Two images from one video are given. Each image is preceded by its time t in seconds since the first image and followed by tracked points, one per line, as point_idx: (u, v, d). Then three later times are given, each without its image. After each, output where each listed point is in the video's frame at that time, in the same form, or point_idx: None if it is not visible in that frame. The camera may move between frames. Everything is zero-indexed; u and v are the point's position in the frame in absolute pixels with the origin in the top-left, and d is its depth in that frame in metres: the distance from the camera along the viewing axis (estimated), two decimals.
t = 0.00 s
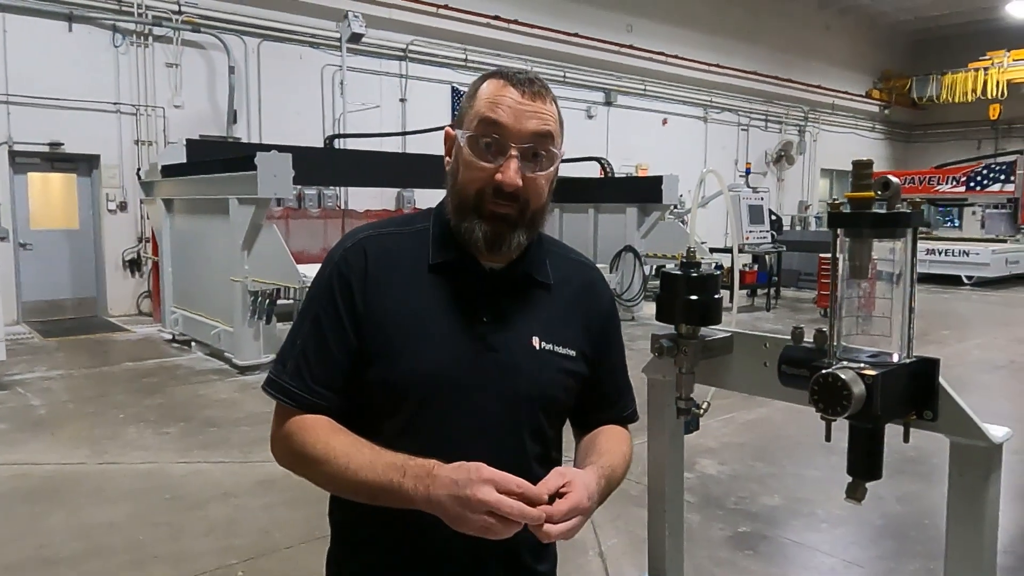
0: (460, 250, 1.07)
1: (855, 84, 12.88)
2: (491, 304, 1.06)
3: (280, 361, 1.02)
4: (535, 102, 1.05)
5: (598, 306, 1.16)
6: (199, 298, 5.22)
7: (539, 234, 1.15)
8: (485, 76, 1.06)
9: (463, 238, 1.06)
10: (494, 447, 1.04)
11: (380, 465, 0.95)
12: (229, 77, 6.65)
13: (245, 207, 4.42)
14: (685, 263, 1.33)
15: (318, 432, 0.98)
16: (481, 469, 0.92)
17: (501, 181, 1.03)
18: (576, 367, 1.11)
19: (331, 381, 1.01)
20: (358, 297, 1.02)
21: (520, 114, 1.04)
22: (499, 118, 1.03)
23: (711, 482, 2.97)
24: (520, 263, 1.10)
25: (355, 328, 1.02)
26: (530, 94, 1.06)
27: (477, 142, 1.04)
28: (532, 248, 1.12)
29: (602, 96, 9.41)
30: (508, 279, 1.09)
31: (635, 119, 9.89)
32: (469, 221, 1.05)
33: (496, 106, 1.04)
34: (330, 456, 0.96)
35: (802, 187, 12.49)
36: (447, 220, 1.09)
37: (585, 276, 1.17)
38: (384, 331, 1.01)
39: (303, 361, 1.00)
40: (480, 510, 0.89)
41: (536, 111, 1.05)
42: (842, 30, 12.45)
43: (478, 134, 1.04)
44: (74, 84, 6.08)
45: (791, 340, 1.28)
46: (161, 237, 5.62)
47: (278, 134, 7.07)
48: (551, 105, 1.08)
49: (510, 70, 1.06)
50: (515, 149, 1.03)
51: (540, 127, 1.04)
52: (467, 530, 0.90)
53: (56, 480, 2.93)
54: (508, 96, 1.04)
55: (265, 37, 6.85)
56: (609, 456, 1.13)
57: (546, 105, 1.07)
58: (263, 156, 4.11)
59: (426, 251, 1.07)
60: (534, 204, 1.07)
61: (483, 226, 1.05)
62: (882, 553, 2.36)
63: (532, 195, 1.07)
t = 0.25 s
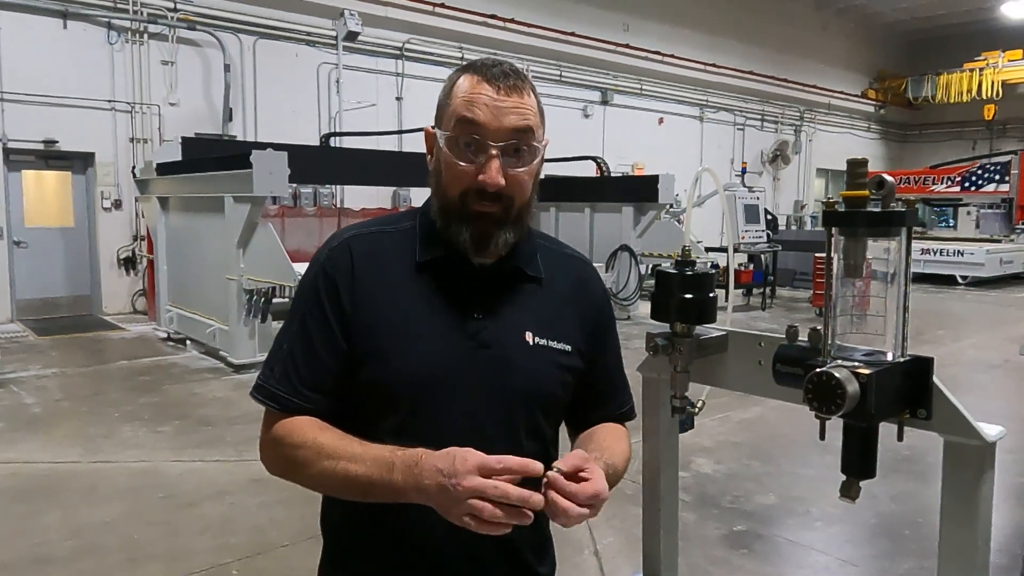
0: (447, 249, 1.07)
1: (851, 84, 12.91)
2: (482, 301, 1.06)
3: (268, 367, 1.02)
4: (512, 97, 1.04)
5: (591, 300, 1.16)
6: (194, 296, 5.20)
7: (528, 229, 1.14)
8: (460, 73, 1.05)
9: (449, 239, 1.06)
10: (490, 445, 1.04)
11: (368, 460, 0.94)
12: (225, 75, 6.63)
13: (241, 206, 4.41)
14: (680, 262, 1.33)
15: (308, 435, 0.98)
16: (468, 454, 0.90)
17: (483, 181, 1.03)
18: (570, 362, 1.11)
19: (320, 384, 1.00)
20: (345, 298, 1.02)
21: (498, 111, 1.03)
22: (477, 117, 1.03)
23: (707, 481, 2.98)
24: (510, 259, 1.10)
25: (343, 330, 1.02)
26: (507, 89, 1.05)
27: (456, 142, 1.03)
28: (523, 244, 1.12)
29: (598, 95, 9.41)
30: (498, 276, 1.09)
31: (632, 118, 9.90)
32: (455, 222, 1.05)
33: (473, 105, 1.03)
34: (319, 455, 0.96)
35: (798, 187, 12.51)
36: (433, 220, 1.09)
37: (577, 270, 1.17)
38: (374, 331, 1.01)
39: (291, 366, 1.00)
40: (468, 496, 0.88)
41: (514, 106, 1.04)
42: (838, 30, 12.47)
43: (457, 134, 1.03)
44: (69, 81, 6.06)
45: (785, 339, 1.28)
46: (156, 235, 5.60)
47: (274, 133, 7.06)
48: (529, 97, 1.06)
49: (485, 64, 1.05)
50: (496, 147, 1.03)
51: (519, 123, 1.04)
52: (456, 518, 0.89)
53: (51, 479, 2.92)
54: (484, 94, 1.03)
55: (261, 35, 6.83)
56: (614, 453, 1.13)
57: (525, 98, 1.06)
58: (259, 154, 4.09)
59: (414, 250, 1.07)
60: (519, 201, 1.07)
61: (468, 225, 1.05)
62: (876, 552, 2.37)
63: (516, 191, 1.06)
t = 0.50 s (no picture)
0: (443, 247, 1.07)
1: (854, 84, 12.89)
2: (480, 301, 1.06)
3: (263, 375, 1.02)
4: (506, 89, 1.04)
5: (592, 297, 1.16)
6: (196, 294, 5.21)
7: (526, 225, 1.14)
8: (455, 66, 1.06)
9: (446, 236, 1.06)
10: (492, 447, 1.04)
11: (363, 463, 0.94)
12: (228, 74, 6.63)
13: (243, 203, 4.41)
14: (683, 262, 1.33)
15: (303, 439, 0.98)
16: (456, 458, 0.89)
17: (479, 172, 1.03)
18: (572, 360, 1.11)
19: (316, 389, 1.00)
20: (341, 302, 1.02)
21: (492, 102, 1.03)
22: (471, 108, 1.03)
23: (708, 481, 2.98)
24: (508, 257, 1.09)
25: (339, 335, 1.02)
26: (501, 80, 1.04)
27: (451, 134, 1.03)
28: (521, 241, 1.12)
29: (601, 94, 9.41)
30: (497, 276, 1.09)
31: (634, 118, 9.89)
32: (451, 217, 1.06)
33: (467, 97, 1.03)
34: (313, 460, 0.96)
35: (801, 187, 12.50)
36: (429, 218, 1.09)
37: (577, 267, 1.17)
38: (370, 334, 1.01)
39: (287, 372, 1.00)
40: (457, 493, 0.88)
41: (508, 97, 1.04)
42: (841, 30, 12.45)
43: (452, 126, 1.03)
44: (74, 78, 6.07)
45: (788, 339, 1.28)
46: (159, 233, 5.60)
47: (277, 131, 7.06)
48: (524, 89, 1.07)
49: (478, 57, 1.05)
50: (490, 139, 1.03)
51: (514, 114, 1.04)
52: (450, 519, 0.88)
53: (53, 475, 2.93)
54: (478, 85, 1.03)
55: (265, 33, 6.84)
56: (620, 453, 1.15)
57: (519, 89, 1.06)
58: (261, 152, 4.09)
59: (409, 252, 1.07)
60: (514, 194, 1.07)
61: (464, 221, 1.05)
62: (877, 552, 2.37)
63: (512, 184, 1.06)
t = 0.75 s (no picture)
0: (448, 246, 1.07)
1: (864, 79, 12.81)
2: (486, 296, 1.06)
3: (270, 373, 1.02)
4: (511, 90, 1.03)
5: (599, 290, 1.16)
6: (204, 290, 5.23)
7: (532, 221, 1.14)
8: (458, 64, 1.04)
9: (452, 237, 1.06)
10: (500, 441, 1.04)
11: (374, 464, 0.94)
12: (236, 70, 6.65)
13: (251, 199, 4.43)
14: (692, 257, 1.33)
15: (313, 438, 0.98)
16: (470, 459, 0.90)
17: (484, 177, 1.02)
18: (580, 353, 1.11)
19: (322, 387, 1.01)
20: (346, 299, 1.02)
21: (496, 104, 1.02)
22: (476, 111, 1.02)
23: (715, 477, 2.97)
24: (513, 253, 1.09)
25: (344, 332, 1.02)
26: (506, 81, 1.03)
27: (455, 137, 1.03)
28: (527, 237, 1.12)
29: (609, 89, 9.39)
30: (503, 271, 1.09)
31: (642, 113, 9.86)
32: (455, 219, 1.05)
33: (471, 99, 1.02)
34: (322, 460, 0.96)
35: (809, 183, 12.44)
36: (433, 217, 1.09)
37: (583, 259, 1.17)
38: (377, 330, 1.01)
39: (293, 370, 1.00)
40: (473, 503, 0.88)
41: (513, 99, 1.03)
42: (851, 25, 12.38)
43: (457, 129, 1.02)
44: (82, 74, 6.09)
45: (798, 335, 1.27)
46: (167, 229, 5.63)
47: (285, 127, 7.07)
48: (529, 89, 1.06)
49: (482, 56, 1.04)
50: (496, 142, 1.02)
51: (519, 116, 1.03)
52: (460, 521, 0.89)
53: (62, 470, 2.95)
54: (483, 87, 1.02)
55: (272, 29, 6.85)
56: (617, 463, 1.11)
57: (524, 90, 1.05)
58: (269, 147, 4.10)
59: (415, 249, 1.07)
60: (519, 195, 1.07)
61: (469, 222, 1.04)
62: (885, 550, 2.36)
63: (517, 186, 1.05)
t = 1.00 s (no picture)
0: (453, 240, 1.07)
1: (870, 75, 12.76)
2: (491, 292, 1.06)
3: (276, 365, 1.03)
4: (516, 84, 1.03)
5: (604, 288, 1.16)
6: (210, 286, 5.25)
7: (537, 218, 1.14)
8: (464, 59, 1.04)
9: (455, 230, 1.06)
10: (502, 437, 1.04)
11: (378, 459, 0.94)
12: (242, 66, 6.66)
13: (257, 195, 4.44)
14: (700, 253, 1.32)
15: (314, 431, 0.98)
16: (478, 457, 0.89)
17: (488, 170, 1.03)
18: (584, 351, 1.11)
19: (326, 380, 1.01)
20: (351, 293, 1.02)
21: (501, 98, 1.02)
22: (480, 104, 1.02)
23: (721, 474, 2.96)
24: (518, 249, 1.09)
25: (350, 326, 1.02)
26: (510, 75, 1.03)
27: (461, 131, 1.03)
28: (532, 233, 1.11)
29: (614, 86, 9.37)
30: (508, 267, 1.09)
31: (647, 110, 9.83)
32: (460, 213, 1.05)
33: (476, 93, 1.02)
34: (326, 453, 0.96)
35: (816, 180, 12.40)
36: (438, 210, 1.09)
37: (590, 258, 1.16)
38: (381, 325, 1.02)
39: (297, 363, 1.01)
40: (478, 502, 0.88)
41: (518, 93, 1.03)
42: (858, 21, 12.32)
43: (462, 122, 1.02)
44: (89, 70, 6.10)
45: (806, 331, 1.27)
46: (173, 225, 5.64)
47: (290, 123, 7.08)
48: (534, 83, 1.05)
49: (487, 50, 1.03)
50: (500, 136, 1.02)
51: (523, 110, 1.03)
52: (465, 517, 0.88)
53: (69, 465, 2.96)
54: (488, 81, 1.02)
55: (278, 25, 6.85)
56: (622, 457, 1.11)
57: (529, 84, 1.05)
58: (275, 143, 4.10)
59: (420, 243, 1.07)
60: (524, 190, 1.07)
61: (473, 216, 1.04)
62: (891, 548, 2.35)
63: (521, 180, 1.05)
